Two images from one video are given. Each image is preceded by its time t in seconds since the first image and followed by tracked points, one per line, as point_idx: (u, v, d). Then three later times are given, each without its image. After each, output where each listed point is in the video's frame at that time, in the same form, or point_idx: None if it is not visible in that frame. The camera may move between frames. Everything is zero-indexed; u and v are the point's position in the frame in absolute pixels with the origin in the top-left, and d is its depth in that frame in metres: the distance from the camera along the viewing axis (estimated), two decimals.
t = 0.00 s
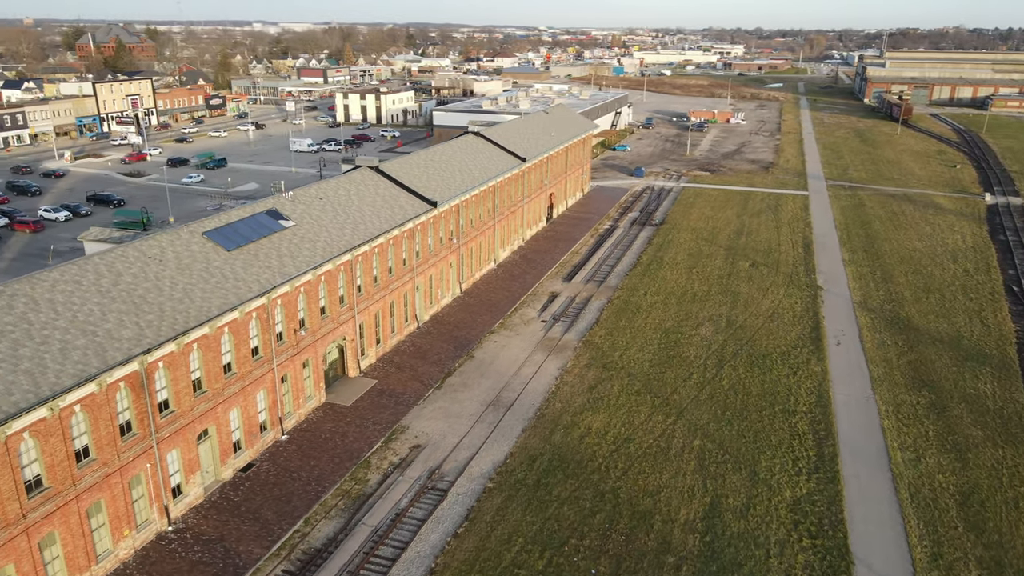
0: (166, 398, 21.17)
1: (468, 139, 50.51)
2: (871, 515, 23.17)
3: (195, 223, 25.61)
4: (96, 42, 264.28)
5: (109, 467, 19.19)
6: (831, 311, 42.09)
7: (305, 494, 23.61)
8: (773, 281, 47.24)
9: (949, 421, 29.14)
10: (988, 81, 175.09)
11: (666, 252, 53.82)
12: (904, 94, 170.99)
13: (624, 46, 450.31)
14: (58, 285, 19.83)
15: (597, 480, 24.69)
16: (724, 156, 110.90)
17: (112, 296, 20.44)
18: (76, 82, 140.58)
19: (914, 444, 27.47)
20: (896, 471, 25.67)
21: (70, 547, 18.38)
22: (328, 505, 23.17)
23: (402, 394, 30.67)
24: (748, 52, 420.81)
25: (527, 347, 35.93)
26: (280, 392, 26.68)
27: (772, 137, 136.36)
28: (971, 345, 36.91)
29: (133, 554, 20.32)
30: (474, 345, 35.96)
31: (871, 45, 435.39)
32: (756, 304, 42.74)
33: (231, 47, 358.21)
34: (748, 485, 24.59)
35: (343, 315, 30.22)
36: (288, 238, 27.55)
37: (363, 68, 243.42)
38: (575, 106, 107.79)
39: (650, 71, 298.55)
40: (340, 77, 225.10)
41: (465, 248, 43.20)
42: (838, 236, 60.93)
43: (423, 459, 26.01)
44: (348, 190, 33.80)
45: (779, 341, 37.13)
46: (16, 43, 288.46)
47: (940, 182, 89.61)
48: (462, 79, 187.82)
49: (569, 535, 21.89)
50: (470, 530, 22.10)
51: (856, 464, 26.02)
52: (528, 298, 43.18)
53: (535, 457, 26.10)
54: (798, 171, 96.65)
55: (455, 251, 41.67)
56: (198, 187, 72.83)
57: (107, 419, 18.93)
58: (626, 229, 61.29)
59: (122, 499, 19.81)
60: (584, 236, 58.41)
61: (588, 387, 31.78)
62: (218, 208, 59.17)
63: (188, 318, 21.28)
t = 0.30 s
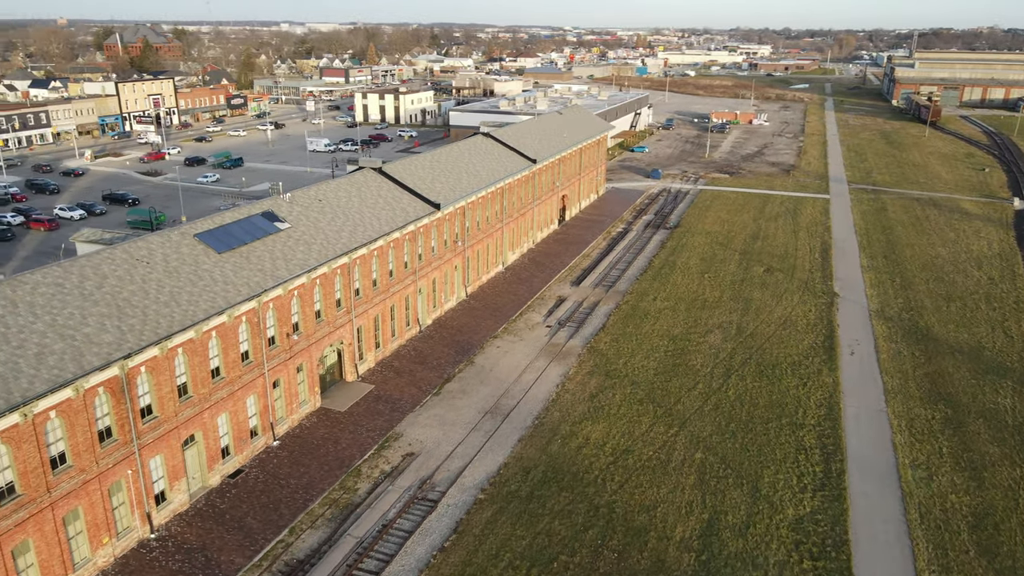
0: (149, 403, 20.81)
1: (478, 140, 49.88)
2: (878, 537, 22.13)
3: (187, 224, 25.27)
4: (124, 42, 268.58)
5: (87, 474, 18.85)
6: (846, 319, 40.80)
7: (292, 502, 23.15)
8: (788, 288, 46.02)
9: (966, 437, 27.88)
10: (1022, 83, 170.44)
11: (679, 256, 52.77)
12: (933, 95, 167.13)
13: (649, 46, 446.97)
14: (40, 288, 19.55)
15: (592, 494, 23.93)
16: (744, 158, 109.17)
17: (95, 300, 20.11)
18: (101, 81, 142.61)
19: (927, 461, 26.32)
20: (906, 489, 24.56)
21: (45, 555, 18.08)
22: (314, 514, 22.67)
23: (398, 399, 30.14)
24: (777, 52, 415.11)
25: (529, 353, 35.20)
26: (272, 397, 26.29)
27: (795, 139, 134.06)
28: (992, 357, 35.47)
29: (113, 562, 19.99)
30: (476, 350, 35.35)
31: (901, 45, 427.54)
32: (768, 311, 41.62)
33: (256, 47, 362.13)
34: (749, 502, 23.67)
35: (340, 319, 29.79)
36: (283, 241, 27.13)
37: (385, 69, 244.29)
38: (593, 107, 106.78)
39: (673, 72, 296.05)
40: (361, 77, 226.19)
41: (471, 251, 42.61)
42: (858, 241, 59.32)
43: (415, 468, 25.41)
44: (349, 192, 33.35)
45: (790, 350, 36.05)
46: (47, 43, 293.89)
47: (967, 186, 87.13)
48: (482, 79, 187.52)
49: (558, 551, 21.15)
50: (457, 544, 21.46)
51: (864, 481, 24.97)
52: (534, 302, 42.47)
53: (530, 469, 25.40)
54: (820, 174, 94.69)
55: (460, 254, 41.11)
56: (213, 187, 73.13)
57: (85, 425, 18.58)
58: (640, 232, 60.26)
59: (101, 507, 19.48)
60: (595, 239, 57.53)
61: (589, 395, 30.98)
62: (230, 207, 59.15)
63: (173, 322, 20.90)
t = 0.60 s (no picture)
0: (131, 408, 20.51)
1: (488, 141, 49.28)
2: (882, 559, 21.13)
3: (178, 227, 24.96)
4: (151, 42, 272.59)
5: (63, 481, 18.58)
6: (861, 328, 39.55)
7: (277, 511, 22.70)
8: (801, 294, 44.79)
9: (981, 454, 26.67)
10: None
11: (691, 260, 51.73)
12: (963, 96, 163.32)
13: (674, 46, 443.67)
14: (21, 290, 19.28)
15: (585, 508, 23.21)
16: (765, 160, 107.40)
17: (76, 303, 19.82)
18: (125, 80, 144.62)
19: (939, 479, 25.20)
20: (916, 508, 23.50)
21: (19, 562, 17.81)
22: (299, 523, 22.19)
23: (394, 405, 29.63)
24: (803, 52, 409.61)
25: (531, 359, 34.50)
26: (264, 402, 25.92)
27: (818, 141, 131.76)
28: (1013, 370, 34.06)
29: (91, 570, 19.69)
30: (477, 355, 34.75)
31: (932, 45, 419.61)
32: (780, 318, 40.50)
33: (281, 47, 365.70)
34: (748, 519, 22.77)
35: (335, 323, 29.35)
36: (277, 243, 26.75)
37: (406, 68, 245.06)
38: (611, 107, 105.74)
39: (697, 72, 293.29)
40: (383, 77, 227.09)
41: (477, 253, 42.03)
42: (878, 247, 57.75)
43: (406, 477, 24.85)
44: (349, 193, 32.93)
45: (801, 359, 34.95)
46: (77, 43, 299.32)
47: (995, 190, 84.71)
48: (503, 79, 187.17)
49: (546, 568, 20.46)
50: (443, 557, 20.87)
51: (872, 500, 23.93)
52: (540, 306, 41.76)
53: (523, 480, 24.73)
54: (842, 177, 92.76)
55: (465, 257, 40.55)
56: (228, 187, 73.56)
57: (61, 431, 18.30)
58: (653, 236, 59.25)
59: (79, 513, 19.19)
60: (607, 242, 56.66)
61: (589, 404, 30.20)
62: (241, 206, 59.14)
63: (156, 326, 20.55)
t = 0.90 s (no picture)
0: (112, 413, 20.22)
1: (497, 142, 48.66)
2: None
3: (169, 228, 24.72)
4: (178, 42, 276.41)
5: (39, 486, 18.34)
6: (875, 337, 38.30)
7: (262, 518, 22.28)
8: (815, 301, 43.56)
9: (997, 473, 25.48)
10: None
11: (704, 265, 50.64)
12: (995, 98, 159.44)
13: (699, 47, 439.62)
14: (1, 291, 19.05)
15: (576, 521, 22.53)
16: (786, 162, 105.62)
17: (57, 306, 19.55)
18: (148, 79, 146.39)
19: (950, 499, 24.11)
20: (924, 529, 22.46)
21: None
22: (283, 532, 21.78)
23: (389, 411, 29.16)
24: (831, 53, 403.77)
25: (532, 366, 33.83)
26: (254, 406, 25.57)
27: (842, 142, 129.41)
28: None
29: None
30: (478, 360, 34.17)
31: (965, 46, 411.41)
32: (792, 326, 39.37)
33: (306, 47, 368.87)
34: (746, 537, 21.92)
35: (331, 326, 28.98)
36: (270, 245, 26.41)
37: (428, 68, 245.67)
38: (629, 108, 104.73)
39: (721, 73, 290.23)
40: (404, 77, 227.79)
41: (482, 256, 41.48)
42: (897, 253, 56.21)
43: (395, 485, 24.33)
44: (349, 194, 32.55)
45: (811, 369, 33.87)
46: (106, 43, 304.27)
47: None
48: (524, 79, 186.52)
49: None
50: (426, 571, 20.31)
51: (877, 519, 22.95)
52: (545, 311, 41.05)
53: (515, 491, 24.12)
54: (865, 180, 90.80)
55: (470, 260, 40.01)
56: (243, 186, 73.87)
57: (36, 436, 18.05)
58: (666, 239, 58.20)
59: (56, 519, 18.93)
60: (618, 245, 55.80)
61: (589, 413, 29.46)
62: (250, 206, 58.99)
63: (138, 330, 20.23)
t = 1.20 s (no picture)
0: (93, 417, 19.97)
1: (506, 143, 48.01)
2: None
3: (160, 229, 24.42)
4: (204, 42, 279.96)
5: (15, 491, 18.11)
6: (890, 346, 37.03)
7: (245, 526, 21.88)
8: (830, 309, 42.33)
9: (1011, 493, 24.32)
10: None
11: (716, 269, 49.55)
12: None
13: (725, 47, 435.16)
14: None
15: (566, 535, 21.86)
16: (808, 164, 103.68)
17: (38, 308, 19.30)
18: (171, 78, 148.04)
19: (960, 519, 23.04)
20: (930, 552, 21.47)
21: None
22: (266, 541, 21.37)
23: (383, 416, 28.68)
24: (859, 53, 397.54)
25: (533, 372, 33.14)
26: (244, 411, 25.22)
27: (867, 145, 126.86)
28: None
29: None
30: (477, 365, 33.60)
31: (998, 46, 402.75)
32: (804, 334, 38.23)
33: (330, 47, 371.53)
34: (741, 556, 21.10)
35: (326, 329, 28.59)
36: (263, 247, 26.04)
37: (450, 68, 245.95)
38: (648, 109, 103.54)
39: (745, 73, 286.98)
40: (425, 76, 228.17)
41: (486, 259, 40.89)
42: (919, 259, 54.57)
43: (384, 494, 23.83)
44: (348, 196, 32.14)
45: (821, 379, 32.78)
46: (134, 43, 308.72)
47: None
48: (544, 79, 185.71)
49: None
50: None
51: (882, 540, 21.98)
52: (551, 315, 40.32)
53: (505, 502, 23.51)
54: (888, 183, 88.72)
55: (474, 263, 39.46)
56: (257, 186, 74.10)
57: (12, 441, 17.81)
58: (679, 242, 57.12)
59: (33, 525, 18.68)
60: (630, 248, 54.87)
61: (587, 422, 28.75)
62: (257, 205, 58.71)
63: (119, 333, 19.94)
